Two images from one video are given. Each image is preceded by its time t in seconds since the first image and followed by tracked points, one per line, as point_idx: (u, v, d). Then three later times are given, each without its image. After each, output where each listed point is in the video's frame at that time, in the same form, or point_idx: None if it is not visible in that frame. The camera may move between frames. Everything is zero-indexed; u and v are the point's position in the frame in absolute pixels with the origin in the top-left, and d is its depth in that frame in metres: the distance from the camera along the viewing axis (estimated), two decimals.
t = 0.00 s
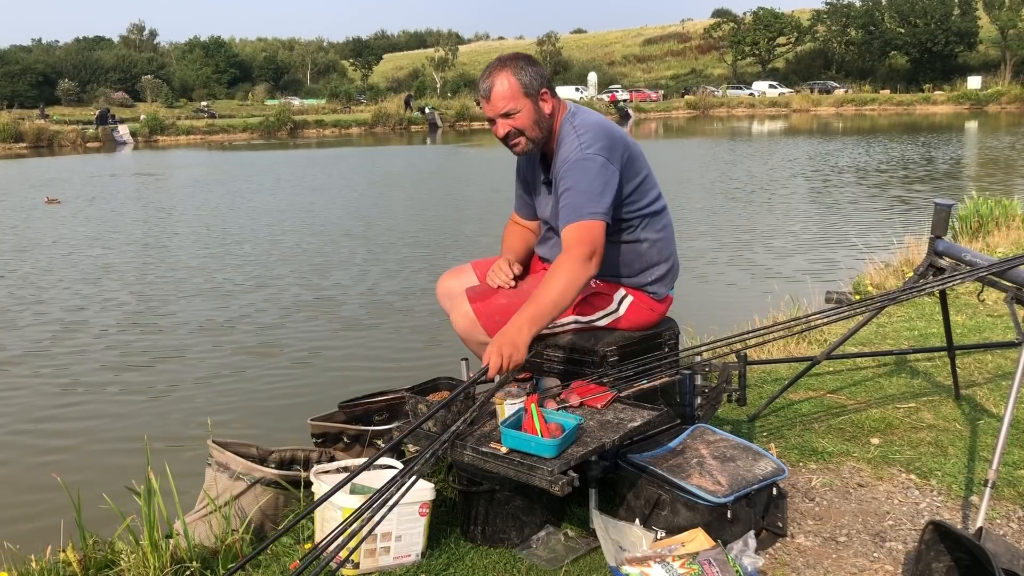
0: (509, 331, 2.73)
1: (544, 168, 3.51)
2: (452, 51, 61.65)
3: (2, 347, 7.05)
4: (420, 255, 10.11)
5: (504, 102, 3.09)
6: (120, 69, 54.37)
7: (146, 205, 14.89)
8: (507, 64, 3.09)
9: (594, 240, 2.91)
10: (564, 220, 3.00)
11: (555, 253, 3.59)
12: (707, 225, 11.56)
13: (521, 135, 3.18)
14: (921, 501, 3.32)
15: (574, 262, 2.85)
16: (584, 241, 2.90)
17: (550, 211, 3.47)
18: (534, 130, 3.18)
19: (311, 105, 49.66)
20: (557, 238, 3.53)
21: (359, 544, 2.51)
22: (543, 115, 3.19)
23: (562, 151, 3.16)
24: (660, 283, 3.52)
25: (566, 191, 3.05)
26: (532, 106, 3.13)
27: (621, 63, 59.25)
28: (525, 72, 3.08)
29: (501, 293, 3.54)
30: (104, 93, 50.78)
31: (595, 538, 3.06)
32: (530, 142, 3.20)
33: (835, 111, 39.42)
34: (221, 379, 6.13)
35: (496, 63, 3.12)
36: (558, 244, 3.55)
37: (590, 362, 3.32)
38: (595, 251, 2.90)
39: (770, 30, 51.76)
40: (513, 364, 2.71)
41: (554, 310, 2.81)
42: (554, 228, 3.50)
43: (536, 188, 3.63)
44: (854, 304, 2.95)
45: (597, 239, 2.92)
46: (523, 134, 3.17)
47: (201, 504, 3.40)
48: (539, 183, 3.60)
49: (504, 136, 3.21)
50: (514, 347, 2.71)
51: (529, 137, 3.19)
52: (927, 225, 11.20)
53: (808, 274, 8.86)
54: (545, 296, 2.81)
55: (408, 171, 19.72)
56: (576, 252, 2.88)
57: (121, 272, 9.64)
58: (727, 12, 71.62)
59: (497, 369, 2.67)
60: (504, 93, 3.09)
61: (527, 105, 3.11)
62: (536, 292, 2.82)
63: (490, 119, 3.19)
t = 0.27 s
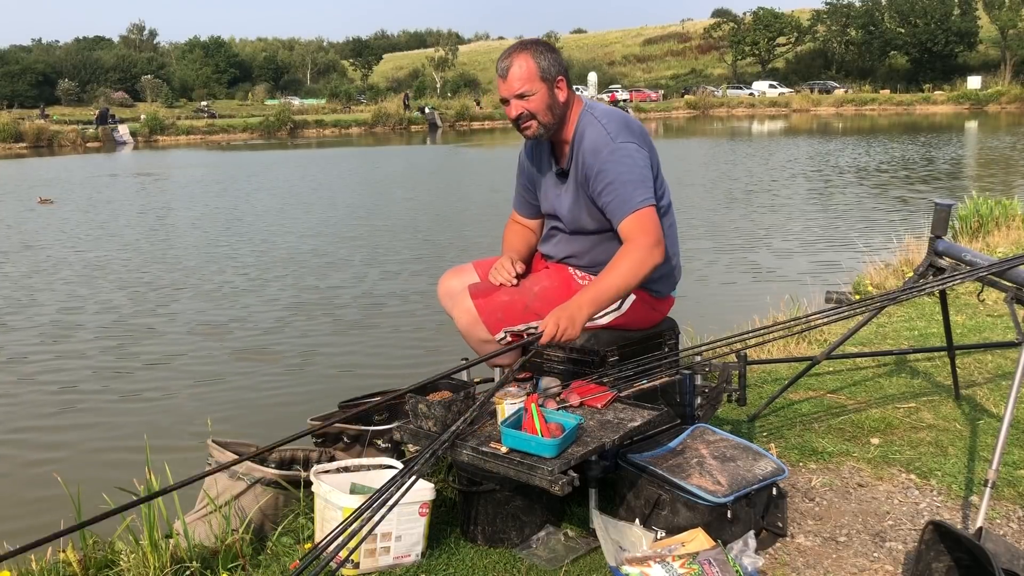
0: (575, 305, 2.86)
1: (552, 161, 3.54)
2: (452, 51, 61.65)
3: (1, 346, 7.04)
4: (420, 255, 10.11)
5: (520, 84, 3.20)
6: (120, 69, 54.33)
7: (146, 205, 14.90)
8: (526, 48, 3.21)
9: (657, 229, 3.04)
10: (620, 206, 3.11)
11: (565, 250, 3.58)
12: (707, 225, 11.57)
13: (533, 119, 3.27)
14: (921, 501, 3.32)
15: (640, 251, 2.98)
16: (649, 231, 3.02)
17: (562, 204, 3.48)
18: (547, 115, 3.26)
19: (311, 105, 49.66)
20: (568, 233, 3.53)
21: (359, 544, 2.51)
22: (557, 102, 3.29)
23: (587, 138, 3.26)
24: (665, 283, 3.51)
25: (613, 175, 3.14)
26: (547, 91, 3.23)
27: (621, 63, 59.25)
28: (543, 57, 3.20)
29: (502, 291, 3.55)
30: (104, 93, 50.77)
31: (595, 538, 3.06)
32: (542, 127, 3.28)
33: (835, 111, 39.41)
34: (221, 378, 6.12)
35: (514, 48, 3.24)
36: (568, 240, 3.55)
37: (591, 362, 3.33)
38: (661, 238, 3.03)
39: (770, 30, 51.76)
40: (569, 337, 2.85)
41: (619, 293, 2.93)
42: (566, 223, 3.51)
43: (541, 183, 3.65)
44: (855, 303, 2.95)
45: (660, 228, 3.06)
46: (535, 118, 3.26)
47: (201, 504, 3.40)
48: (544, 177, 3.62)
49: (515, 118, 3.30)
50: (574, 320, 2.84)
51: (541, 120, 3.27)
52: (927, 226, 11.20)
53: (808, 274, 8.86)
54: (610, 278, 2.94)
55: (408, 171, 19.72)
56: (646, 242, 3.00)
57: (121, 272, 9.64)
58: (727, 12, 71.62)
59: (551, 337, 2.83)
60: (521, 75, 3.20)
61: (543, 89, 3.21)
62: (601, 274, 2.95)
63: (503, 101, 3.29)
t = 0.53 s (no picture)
0: (626, 281, 3.15)
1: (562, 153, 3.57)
2: (452, 51, 61.63)
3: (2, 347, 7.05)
4: (420, 255, 10.11)
5: (531, 72, 3.31)
6: (120, 69, 54.30)
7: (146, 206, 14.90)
8: (541, 39, 3.32)
9: (699, 204, 3.18)
10: (654, 185, 3.22)
11: (575, 241, 3.56)
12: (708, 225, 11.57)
13: (540, 107, 3.35)
14: (921, 501, 3.32)
15: (684, 229, 3.13)
16: (692, 207, 3.17)
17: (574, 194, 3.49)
18: (555, 104, 3.34)
19: (311, 105, 49.65)
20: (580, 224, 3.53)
21: (359, 544, 2.51)
22: (571, 92, 3.36)
23: (604, 124, 3.32)
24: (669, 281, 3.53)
25: (642, 155, 3.22)
26: (557, 81, 3.31)
27: (621, 63, 59.24)
28: (558, 47, 3.31)
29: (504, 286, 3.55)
30: (104, 93, 50.77)
31: (595, 538, 3.06)
32: (547, 116, 3.36)
33: (835, 111, 39.41)
34: (221, 379, 6.13)
35: (530, 39, 3.36)
36: (580, 230, 3.54)
37: (591, 361, 3.32)
38: (706, 212, 3.18)
39: (770, 30, 51.75)
40: (614, 309, 3.16)
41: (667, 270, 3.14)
42: (578, 212, 3.50)
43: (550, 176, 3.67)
44: (855, 303, 2.95)
45: (701, 203, 3.19)
46: (541, 107, 3.34)
47: (201, 504, 3.40)
48: (555, 171, 3.64)
49: (526, 105, 3.39)
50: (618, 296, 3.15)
51: (547, 110, 3.35)
52: (927, 226, 11.20)
53: (808, 274, 8.86)
54: (654, 258, 3.13)
55: (408, 171, 19.72)
56: (694, 218, 3.15)
57: (121, 272, 9.65)
58: (727, 12, 71.62)
59: (599, 305, 3.19)
60: (533, 64, 3.31)
61: (553, 78, 3.30)
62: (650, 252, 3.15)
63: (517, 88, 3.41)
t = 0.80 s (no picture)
0: (660, 266, 3.19)
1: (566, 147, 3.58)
2: (452, 51, 61.61)
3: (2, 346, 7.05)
4: (420, 255, 10.12)
5: (537, 64, 3.36)
6: (120, 69, 54.28)
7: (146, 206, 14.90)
8: (549, 33, 3.38)
9: (717, 182, 3.28)
10: (673, 167, 3.26)
11: (581, 235, 3.54)
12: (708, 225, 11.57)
13: (544, 99, 3.39)
14: (921, 501, 3.32)
15: (706, 208, 3.23)
16: (711, 186, 3.27)
17: (582, 184, 3.49)
18: (560, 96, 3.37)
19: (311, 105, 49.66)
20: (587, 216, 3.51)
21: (359, 544, 2.51)
22: (577, 84, 3.39)
23: (613, 112, 3.34)
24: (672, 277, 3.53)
25: (658, 138, 3.26)
26: (561, 73, 3.35)
27: (621, 63, 59.25)
28: (563, 41, 3.35)
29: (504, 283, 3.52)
30: (104, 93, 50.78)
31: (595, 538, 3.06)
32: (552, 108, 3.39)
33: (835, 111, 39.41)
34: (221, 379, 6.12)
35: (535, 34, 3.42)
36: (586, 223, 3.52)
37: (592, 361, 3.34)
38: (724, 189, 3.28)
39: (770, 30, 51.77)
40: (647, 291, 3.19)
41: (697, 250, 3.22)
42: (586, 203, 3.49)
43: (553, 171, 3.66)
44: (855, 303, 2.95)
45: (718, 180, 3.30)
46: (545, 98, 3.39)
47: (201, 504, 3.40)
48: (558, 166, 3.63)
49: (531, 95, 3.46)
50: (658, 281, 3.17)
51: (552, 102, 3.38)
52: (927, 226, 11.20)
53: (809, 274, 8.86)
54: (682, 240, 3.21)
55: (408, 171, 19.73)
56: (715, 196, 3.25)
57: (121, 272, 9.65)
58: (727, 12, 71.65)
59: (629, 289, 3.23)
60: (538, 58, 3.36)
61: (558, 70, 3.34)
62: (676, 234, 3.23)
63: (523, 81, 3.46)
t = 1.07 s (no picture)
0: (690, 263, 3.26)
1: (567, 144, 3.57)
2: (452, 51, 61.64)
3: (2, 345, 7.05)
4: (420, 255, 10.12)
5: (538, 62, 3.37)
6: (120, 69, 54.27)
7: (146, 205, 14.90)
8: (551, 31, 3.38)
9: (727, 170, 3.33)
10: (682, 159, 3.28)
11: (584, 232, 3.54)
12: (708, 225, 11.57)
13: (545, 98, 3.40)
14: (921, 501, 3.32)
15: (720, 197, 3.29)
16: (722, 174, 3.31)
17: (585, 181, 3.49)
18: (563, 95, 3.37)
19: (311, 105, 49.67)
20: (589, 214, 3.50)
21: (359, 544, 2.51)
22: (579, 81, 3.39)
23: (618, 108, 3.34)
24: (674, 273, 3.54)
25: (666, 132, 3.27)
26: (563, 71, 3.35)
27: (621, 63, 59.27)
28: (564, 39, 3.35)
29: (504, 282, 3.50)
30: (104, 93, 50.80)
31: (595, 538, 3.06)
32: (554, 106, 3.39)
33: (835, 111, 39.41)
34: (221, 378, 6.13)
35: (536, 33, 3.42)
36: (588, 220, 3.52)
37: (592, 361, 3.33)
38: (735, 175, 3.33)
39: (770, 30, 51.79)
40: (677, 290, 3.23)
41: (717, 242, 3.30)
42: (589, 200, 3.48)
43: (554, 169, 3.65)
44: (855, 303, 2.95)
45: (728, 167, 3.34)
46: (546, 97, 3.39)
47: (201, 503, 3.40)
48: (558, 165, 3.62)
49: (534, 95, 3.45)
50: (687, 280, 3.24)
51: (554, 101, 3.38)
52: (927, 226, 11.20)
53: (809, 274, 8.86)
54: (702, 233, 3.28)
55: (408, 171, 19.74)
56: (726, 185, 3.31)
57: (121, 271, 9.66)
58: (727, 12, 71.68)
59: (657, 287, 3.26)
60: (540, 56, 3.37)
61: (559, 68, 3.34)
62: (695, 228, 3.30)
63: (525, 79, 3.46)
